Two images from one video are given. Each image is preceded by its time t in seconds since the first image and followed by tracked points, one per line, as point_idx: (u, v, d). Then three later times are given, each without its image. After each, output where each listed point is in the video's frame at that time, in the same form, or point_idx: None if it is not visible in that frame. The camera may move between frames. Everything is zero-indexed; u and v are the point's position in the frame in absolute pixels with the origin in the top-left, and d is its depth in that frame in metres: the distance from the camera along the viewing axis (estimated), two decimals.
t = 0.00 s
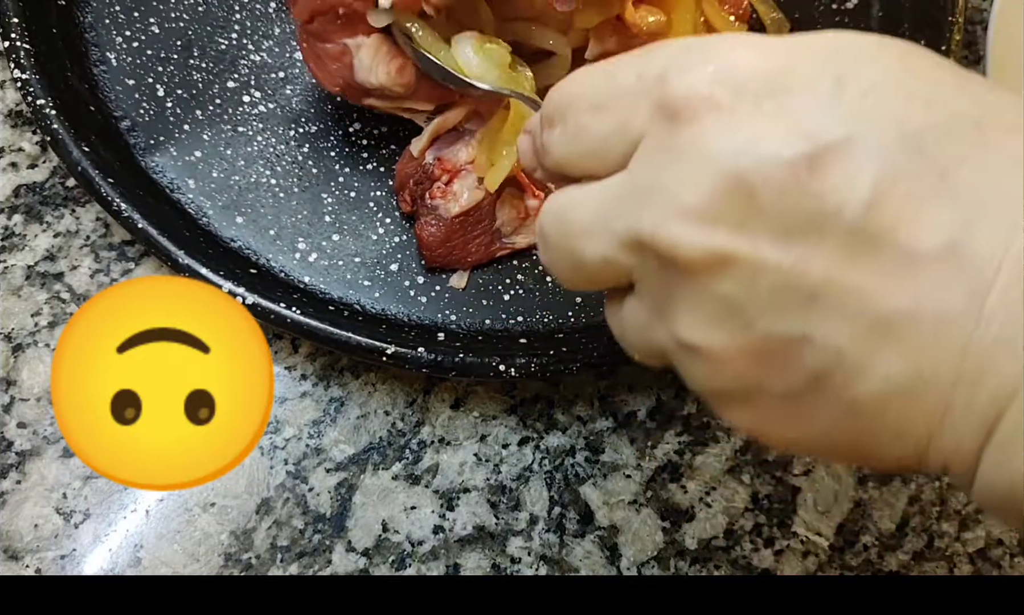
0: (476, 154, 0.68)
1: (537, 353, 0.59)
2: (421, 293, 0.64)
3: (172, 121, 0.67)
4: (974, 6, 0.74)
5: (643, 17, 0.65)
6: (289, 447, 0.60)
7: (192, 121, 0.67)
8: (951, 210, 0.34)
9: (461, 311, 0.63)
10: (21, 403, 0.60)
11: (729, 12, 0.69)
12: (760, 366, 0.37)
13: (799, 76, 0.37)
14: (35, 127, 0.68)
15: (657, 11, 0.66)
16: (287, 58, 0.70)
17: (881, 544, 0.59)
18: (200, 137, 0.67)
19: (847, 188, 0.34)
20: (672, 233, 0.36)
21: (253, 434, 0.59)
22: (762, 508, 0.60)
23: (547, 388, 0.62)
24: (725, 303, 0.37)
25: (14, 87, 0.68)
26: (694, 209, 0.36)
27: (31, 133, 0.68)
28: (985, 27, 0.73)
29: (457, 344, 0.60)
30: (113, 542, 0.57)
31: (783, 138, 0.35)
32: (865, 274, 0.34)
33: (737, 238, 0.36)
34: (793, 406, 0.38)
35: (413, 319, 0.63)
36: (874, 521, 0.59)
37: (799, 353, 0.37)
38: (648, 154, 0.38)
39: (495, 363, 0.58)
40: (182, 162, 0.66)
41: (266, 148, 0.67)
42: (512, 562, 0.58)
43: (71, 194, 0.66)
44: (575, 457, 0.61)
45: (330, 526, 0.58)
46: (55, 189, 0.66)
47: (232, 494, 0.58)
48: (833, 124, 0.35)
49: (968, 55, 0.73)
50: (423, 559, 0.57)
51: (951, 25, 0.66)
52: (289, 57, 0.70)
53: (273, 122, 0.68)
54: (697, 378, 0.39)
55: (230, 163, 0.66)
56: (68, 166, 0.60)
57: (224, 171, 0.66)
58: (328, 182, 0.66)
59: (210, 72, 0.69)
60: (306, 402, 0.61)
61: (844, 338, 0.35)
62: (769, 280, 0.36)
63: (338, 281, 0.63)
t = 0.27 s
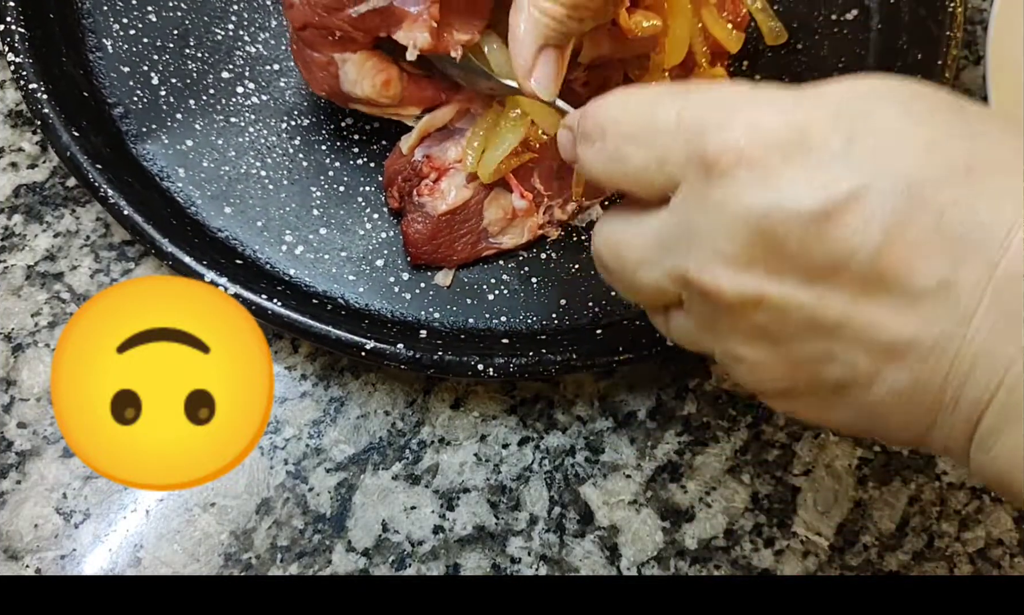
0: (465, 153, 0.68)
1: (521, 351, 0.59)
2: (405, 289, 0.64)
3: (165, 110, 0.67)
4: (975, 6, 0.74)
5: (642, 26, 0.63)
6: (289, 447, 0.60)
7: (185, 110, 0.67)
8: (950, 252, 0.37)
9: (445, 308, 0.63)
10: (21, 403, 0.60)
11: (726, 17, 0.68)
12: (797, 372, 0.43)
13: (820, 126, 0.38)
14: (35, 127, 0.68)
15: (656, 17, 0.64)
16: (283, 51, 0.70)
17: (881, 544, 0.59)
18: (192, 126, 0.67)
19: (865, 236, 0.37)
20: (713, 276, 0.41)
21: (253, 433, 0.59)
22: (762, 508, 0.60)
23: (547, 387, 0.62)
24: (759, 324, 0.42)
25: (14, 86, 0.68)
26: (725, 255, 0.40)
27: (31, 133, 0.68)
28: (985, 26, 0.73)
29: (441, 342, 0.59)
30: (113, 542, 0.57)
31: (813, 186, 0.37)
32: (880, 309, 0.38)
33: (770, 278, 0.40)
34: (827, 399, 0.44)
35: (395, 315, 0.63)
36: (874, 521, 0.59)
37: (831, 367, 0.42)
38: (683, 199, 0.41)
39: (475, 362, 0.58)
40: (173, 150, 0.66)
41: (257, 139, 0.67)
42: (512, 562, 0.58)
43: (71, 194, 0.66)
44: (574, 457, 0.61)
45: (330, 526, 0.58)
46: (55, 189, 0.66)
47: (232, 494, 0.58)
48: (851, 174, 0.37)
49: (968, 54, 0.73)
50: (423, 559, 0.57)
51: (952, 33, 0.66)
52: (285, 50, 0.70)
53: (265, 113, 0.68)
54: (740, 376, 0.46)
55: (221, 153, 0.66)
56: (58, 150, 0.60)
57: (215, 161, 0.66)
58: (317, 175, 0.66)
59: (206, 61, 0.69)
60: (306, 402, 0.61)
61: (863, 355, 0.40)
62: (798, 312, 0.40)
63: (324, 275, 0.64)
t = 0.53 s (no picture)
0: (466, 152, 0.68)
1: (521, 351, 0.59)
2: (406, 289, 0.64)
3: (164, 109, 0.67)
4: (974, 6, 0.74)
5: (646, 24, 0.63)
6: (289, 447, 0.60)
7: (184, 109, 0.67)
8: (896, 349, 0.39)
9: (445, 308, 0.63)
10: (21, 404, 0.60)
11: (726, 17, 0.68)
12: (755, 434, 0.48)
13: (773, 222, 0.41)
14: (35, 127, 0.68)
15: (659, 16, 0.63)
16: (283, 50, 0.69)
17: (881, 544, 0.59)
18: (191, 126, 0.67)
19: (802, 329, 0.40)
20: (665, 350, 0.46)
21: (253, 433, 0.59)
22: (762, 508, 0.60)
23: (547, 387, 0.62)
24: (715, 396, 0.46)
25: (14, 86, 0.68)
26: (675, 333, 0.45)
27: (31, 133, 0.68)
28: (985, 26, 0.73)
29: (440, 340, 0.59)
30: (113, 542, 0.57)
31: (750, 279, 0.41)
32: (826, 394, 0.42)
33: (713, 355, 0.44)
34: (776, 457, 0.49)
35: (395, 315, 0.63)
36: (874, 521, 0.59)
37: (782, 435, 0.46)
38: (644, 272, 0.45)
39: (475, 362, 0.58)
40: (173, 149, 0.66)
41: (257, 139, 0.67)
42: (512, 562, 0.58)
43: (71, 193, 0.66)
44: (575, 457, 0.61)
45: (330, 526, 0.58)
46: (55, 189, 0.66)
47: (232, 494, 0.58)
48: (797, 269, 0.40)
49: (968, 54, 0.73)
50: (423, 559, 0.57)
51: (952, 33, 0.67)
52: (285, 49, 0.69)
53: (265, 112, 0.68)
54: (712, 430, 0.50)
55: (221, 152, 0.66)
56: (57, 149, 0.60)
57: (214, 160, 0.66)
58: (317, 175, 0.66)
59: (206, 61, 0.69)
60: (306, 402, 0.61)
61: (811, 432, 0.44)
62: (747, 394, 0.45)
63: (324, 274, 0.64)
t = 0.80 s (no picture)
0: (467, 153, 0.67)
1: (521, 350, 0.59)
2: (406, 289, 0.64)
3: (164, 110, 0.67)
4: (974, 6, 0.74)
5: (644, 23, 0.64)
6: (289, 447, 0.60)
7: (184, 110, 0.67)
8: None
9: (446, 308, 0.63)
10: (21, 404, 0.60)
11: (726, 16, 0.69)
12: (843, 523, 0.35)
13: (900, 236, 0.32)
14: (35, 127, 0.68)
15: (657, 15, 0.64)
16: (283, 50, 0.70)
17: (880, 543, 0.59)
18: (191, 126, 0.67)
19: (940, 362, 0.31)
20: (757, 393, 0.33)
21: (253, 433, 0.58)
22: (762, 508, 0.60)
23: (547, 387, 0.62)
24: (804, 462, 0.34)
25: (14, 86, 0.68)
26: (775, 363, 0.32)
27: (30, 133, 0.68)
28: (985, 27, 0.73)
29: (441, 340, 0.59)
30: (113, 542, 0.57)
31: (876, 299, 0.31)
32: (945, 455, 0.32)
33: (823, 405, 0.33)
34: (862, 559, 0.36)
35: (396, 315, 0.63)
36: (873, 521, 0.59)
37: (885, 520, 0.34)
38: (725, 294, 0.34)
39: (475, 362, 0.58)
40: (173, 150, 0.66)
41: (257, 139, 0.67)
42: (512, 562, 0.58)
43: (71, 194, 0.66)
44: (575, 457, 0.61)
45: (330, 526, 0.58)
46: (55, 189, 0.66)
47: (232, 494, 0.58)
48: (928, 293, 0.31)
49: (969, 54, 0.73)
50: (423, 559, 0.57)
51: (952, 32, 0.66)
52: (285, 50, 0.70)
53: (265, 113, 0.68)
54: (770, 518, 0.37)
55: (221, 153, 0.66)
56: (58, 149, 0.60)
57: (215, 160, 0.66)
58: (317, 175, 0.66)
59: (206, 61, 0.69)
60: (306, 402, 0.61)
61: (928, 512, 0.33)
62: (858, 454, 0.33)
63: (324, 274, 0.64)
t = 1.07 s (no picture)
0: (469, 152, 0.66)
1: (522, 351, 0.59)
2: (408, 289, 0.64)
3: (166, 111, 0.67)
4: (974, 6, 0.74)
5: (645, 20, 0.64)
6: (289, 447, 0.60)
7: (186, 111, 0.67)
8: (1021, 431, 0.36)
9: (448, 308, 0.63)
10: (21, 403, 0.60)
11: (727, 16, 0.69)
12: (828, 543, 0.39)
13: (910, 272, 0.37)
14: (35, 127, 0.68)
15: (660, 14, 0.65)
16: (284, 51, 0.70)
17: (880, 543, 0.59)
18: (192, 127, 0.67)
19: (939, 396, 0.36)
20: (763, 411, 0.37)
21: (253, 433, 0.58)
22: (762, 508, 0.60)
23: (547, 387, 0.62)
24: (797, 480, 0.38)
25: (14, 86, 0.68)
26: (791, 387, 0.37)
27: (31, 133, 0.68)
28: (985, 26, 0.73)
29: (443, 340, 0.59)
30: (113, 542, 0.57)
31: (890, 332, 0.36)
32: (926, 480, 0.37)
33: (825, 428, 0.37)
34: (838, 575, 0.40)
35: (398, 315, 0.63)
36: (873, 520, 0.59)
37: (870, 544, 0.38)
38: (745, 321, 0.38)
39: (478, 362, 0.58)
40: (174, 151, 0.66)
41: (258, 140, 0.67)
42: (512, 562, 0.58)
43: (71, 193, 0.66)
44: (575, 457, 0.61)
45: (330, 526, 0.58)
46: (55, 189, 0.66)
47: (232, 493, 0.58)
48: (935, 330, 0.36)
49: (968, 54, 0.73)
50: (423, 559, 0.57)
51: (952, 30, 0.67)
52: (286, 50, 0.70)
53: (266, 114, 0.68)
54: (750, 540, 0.40)
55: (222, 154, 0.66)
56: (59, 151, 0.60)
57: (216, 162, 0.66)
58: (319, 176, 0.66)
59: (205, 62, 0.69)
60: (306, 402, 0.61)
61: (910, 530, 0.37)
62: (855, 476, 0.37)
63: (325, 275, 0.64)
